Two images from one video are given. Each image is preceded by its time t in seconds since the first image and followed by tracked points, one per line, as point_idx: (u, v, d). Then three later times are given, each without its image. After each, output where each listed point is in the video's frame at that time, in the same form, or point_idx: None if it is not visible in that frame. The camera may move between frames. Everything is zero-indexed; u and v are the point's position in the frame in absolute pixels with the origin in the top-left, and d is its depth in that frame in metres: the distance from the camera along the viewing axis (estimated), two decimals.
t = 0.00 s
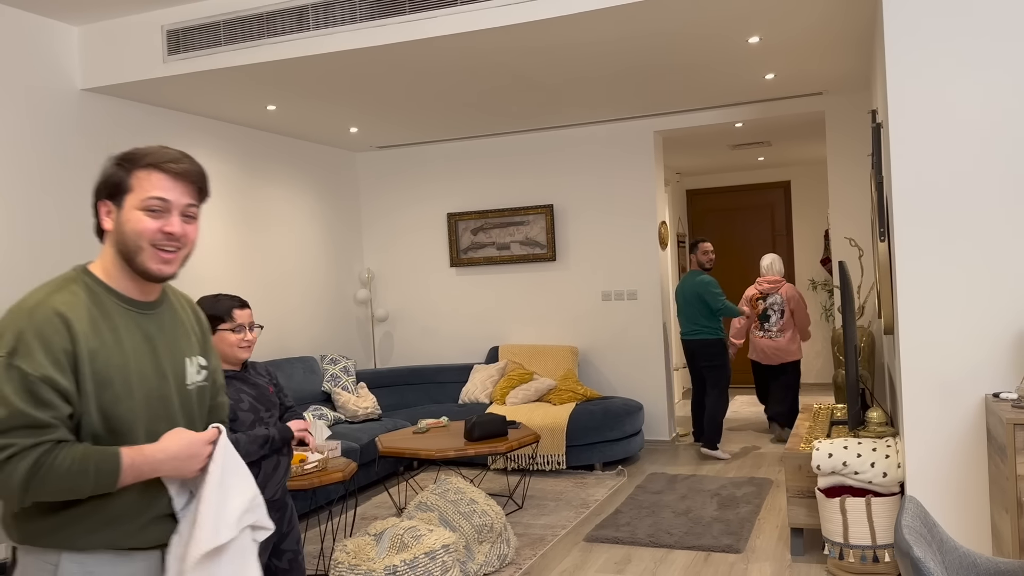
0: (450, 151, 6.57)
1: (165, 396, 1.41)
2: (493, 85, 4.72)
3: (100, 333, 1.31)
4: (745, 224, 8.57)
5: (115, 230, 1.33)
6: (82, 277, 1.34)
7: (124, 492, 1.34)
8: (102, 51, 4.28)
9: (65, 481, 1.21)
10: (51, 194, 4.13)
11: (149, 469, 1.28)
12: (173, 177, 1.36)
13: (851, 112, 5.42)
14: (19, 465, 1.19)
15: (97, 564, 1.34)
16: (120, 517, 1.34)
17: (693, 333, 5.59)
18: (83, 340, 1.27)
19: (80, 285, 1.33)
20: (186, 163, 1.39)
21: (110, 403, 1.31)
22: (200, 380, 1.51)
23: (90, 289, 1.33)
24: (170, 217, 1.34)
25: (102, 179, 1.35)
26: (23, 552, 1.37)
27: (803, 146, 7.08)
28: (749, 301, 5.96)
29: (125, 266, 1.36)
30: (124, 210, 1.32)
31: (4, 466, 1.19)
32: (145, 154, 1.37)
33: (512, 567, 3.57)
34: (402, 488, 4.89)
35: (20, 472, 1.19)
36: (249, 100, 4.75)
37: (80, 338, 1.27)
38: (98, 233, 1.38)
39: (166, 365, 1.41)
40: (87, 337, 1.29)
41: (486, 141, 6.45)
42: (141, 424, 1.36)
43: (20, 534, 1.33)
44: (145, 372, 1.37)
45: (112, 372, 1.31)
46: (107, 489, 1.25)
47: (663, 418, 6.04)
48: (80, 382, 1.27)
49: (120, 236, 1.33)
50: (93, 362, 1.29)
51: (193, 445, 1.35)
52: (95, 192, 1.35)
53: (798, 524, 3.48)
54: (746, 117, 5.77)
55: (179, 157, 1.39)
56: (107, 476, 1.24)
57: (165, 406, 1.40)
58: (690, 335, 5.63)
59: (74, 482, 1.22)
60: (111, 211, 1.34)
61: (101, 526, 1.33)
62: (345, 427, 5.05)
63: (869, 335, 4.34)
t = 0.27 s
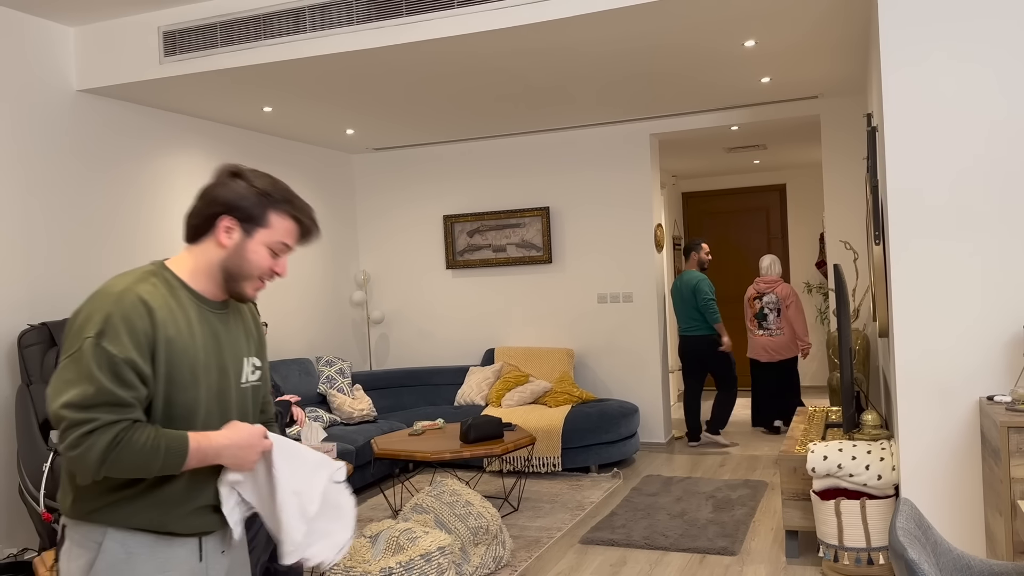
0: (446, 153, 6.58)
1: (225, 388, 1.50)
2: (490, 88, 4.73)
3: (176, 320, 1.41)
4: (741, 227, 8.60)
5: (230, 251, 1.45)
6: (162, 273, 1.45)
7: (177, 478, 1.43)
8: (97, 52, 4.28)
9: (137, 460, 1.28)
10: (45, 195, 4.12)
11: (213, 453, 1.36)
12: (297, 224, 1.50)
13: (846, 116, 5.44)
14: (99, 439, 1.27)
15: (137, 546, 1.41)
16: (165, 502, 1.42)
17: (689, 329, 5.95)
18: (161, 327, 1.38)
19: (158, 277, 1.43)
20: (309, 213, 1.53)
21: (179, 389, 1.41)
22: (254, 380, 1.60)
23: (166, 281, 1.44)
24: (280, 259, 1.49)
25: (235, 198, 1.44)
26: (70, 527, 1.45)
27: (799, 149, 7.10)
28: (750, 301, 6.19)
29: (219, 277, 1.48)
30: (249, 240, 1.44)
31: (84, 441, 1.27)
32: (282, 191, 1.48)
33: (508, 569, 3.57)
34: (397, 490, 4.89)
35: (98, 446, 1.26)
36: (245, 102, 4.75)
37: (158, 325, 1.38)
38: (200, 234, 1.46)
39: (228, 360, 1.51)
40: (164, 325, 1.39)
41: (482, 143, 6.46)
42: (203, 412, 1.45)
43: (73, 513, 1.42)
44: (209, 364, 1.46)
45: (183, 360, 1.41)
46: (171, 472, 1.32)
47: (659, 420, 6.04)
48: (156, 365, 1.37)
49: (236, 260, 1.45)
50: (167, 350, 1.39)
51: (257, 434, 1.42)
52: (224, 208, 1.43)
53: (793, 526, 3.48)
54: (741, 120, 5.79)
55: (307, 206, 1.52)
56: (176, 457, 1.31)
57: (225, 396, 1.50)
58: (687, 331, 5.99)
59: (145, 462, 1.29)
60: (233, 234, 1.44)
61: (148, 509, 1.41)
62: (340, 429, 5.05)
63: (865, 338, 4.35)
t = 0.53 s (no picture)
0: (444, 154, 6.57)
1: (253, 389, 1.58)
2: (487, 89, 4.73)
3: (215, 321, 1.51)
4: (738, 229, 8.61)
5: (273, 260, 1.56)
6: (204, 272, 1.55)
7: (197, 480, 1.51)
8: (94, 51, 4.26)
9: (166, 452, 1.34)
10: (39, 195, 4.09)
11: (230, 478, 1.40)
12: (334, 241, 1.63)
13: (843, 117, 5.45)
14: (135, 425, 1.34)
15: (168, 536, 1.51)
16: (191, 495, 1.52)
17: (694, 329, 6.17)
18: (202, 325, 1.47)
19: (201, 276, 1.54)
20: (343, 230, 1.65)
21: (212, 384, 1.50)
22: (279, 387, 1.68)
23: (207, 280, 1.54)
24: (314, 270, 1.62)
25: (282, 212, 1.55)
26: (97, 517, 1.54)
27: (796, 151, 7.11)
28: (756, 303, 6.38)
29: (257, 282, 1.59)
30: (292, 252, 1.57)
31: (123, 424, 1.34)
32: (321, 207, 1.60)
33: (504, 571, 3.56)
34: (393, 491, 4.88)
35: (133, 433, 1.34)
36: (241, 101, 4.73)
37: (200, 323, 1.47)
38: (244, 239, 1.57)
39: (258, 363, 1.59)
40: (204, 322, 1.48)
41: (479, 144, 6.46)
42: (231, 409, 1.53)
43: (102, 499, 1.50)
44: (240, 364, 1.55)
45: (218, 357, 1.50)
46: (191, 478, 1.37)
47: (656, 421, 6.04)
48: (193, 360, 1.46)
49: (278, 268, 1.57)
50: (205, 347, 1.48)
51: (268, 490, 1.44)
52: (271, 220, 1.55)
53: (789, 528, 3.49)
54: (738, 122, 5.79)
55: (342, 224, 1.64)
56: (198, 463, 1.36)
57: (253, 396, 1.58)
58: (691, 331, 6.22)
59: (170, 458, 1.35)
60: (275, 244, 1.56)
61: (178, 501, 1.51)
62: (337, 430, 5.05)
63: (861, 340, 4.35)
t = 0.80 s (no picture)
0: (442, 156, 6.58)
1: (269, 384, 1.60)
2: (485, 90, 4.73)
3: (234, 321, 1.51)
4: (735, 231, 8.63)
5: (288, 255, 1.59)
6: (214, 275, 1.54)
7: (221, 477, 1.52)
8: (92, 51, 4.26)
9: (207, 459, 1.37)
10: (37, 195, 4.09)
11: (266, 471, 1.43)
12: (324, 217, 1.67)
13: (839, 120, 5.46)
14: (175, 436, 1.35)
15: (196, 531, 1.50)
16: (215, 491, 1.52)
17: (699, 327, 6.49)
18: (223, 327, 1.48)
19: (213, 279, 1.53)
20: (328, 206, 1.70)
21: (236, 384, 1.51)
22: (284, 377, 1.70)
23: (219, 285, 1.53)
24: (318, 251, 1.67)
25: (283, 207, 1.56)
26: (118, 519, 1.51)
27: (793, 153, 7.13)
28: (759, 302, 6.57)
29: (273, 281, 1.60)
30: (302, 242, 1.60)
31: (164, 435, 1.35)
32: (308, 189, 1.63)
33: (501, 572, 3.57)
34: (391, 492, 4.89)
35: (175, 444, 1.35)
36: (239, 102, 4.73)
37: (222, 325, 1.47)
38: (248, 244, 1.56)
39: (271, 358, 1.61)
40: (226, 325, 1.49)
41: (477, 146, 6.47)
42: (254, 407, 1.55)
43: (125, 500, 1.47)
44: (259, 361, 1.56)
45: (241, 357, 1.51)
46: (230, 479, 1.40)
47: (653, 423, 6.05)
48: (219, 364, 1.47)
49: (295, 260, 1.60)
50: (228, 349, 1.48)
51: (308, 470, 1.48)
52: (275, 218, 1.55)
53: (786, 530, 3.50)
54: (735, 124, 5.81)
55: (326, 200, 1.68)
56: (238, 464, 1.39)
57: (269, 391, 1.60)
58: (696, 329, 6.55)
59: (211, 464, 1.37)
60: (286, 238, 1.58)
61: (205, 497, 1.51)
62: (334, 431, 5.05)
63: (857, 342, 4.37)
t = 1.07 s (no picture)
0: (439, 157, 6.58)
1: (263, 384, 1.60)
2: (483, 92, 4.74)
3: (232, 323, 1.51)
4: (732, 234, 8.64)
5: (276, 250, 1.59)
6: (207, 276, 1.53)
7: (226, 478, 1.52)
8: (90, 52, 4.26)
9: (215, 461, 1.37)
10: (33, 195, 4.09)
11: (269, 471, 1.46)
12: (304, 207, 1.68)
13: (836, 123, 5.48)
14: (185, 440, 1.35)
15: (206, 531, 1.50)
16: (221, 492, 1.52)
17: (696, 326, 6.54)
18: (223, 330, 1.47)
19: (208, 280, 1.52)
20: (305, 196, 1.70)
21: (236, 387, 1.51)
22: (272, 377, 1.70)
23: (213, 287, 1.52)
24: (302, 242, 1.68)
25: (266, 203, 1.56)
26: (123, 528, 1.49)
27: (790, 155, 7.14)
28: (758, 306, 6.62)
29: (262, 277, 1.61)
30: (288, 236, 1.61)
31: (174, 440, 1.35)
32: (287, 182, 1.62)
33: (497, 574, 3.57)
34: (387, 494, 4.88)
35: (184, 448, 1.35)
36: (236, 103, 4.73)
37: (222, 328, 1.47)
38: (235, 243, 1.55)
39: (264, 359, 1.61)
40: (226, 327, 1.49)
41: (475, 147, 6.47)
42: (253, 408, 1.55)
43: (130, 507, 1.45)
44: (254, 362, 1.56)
45: (240, 359, 1.51)
46: (237, 479, 1.41)
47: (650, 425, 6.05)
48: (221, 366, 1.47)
49: (283, 255, 1.61)
50: (229, 351, 1.48)
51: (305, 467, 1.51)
52: (260, 216, 1.55)
53: (782, 532, 3.50)
54: (732, 126, 5.82)
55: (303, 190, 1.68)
56: (243, 466, 1.41)
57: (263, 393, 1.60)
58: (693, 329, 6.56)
59: (219, 466, 1.38)
60: (274, 234, 1.58)
61: (211, 499, 1.50)
62: (331, 432, 5.05)
63: (854, 344, 4.38)
